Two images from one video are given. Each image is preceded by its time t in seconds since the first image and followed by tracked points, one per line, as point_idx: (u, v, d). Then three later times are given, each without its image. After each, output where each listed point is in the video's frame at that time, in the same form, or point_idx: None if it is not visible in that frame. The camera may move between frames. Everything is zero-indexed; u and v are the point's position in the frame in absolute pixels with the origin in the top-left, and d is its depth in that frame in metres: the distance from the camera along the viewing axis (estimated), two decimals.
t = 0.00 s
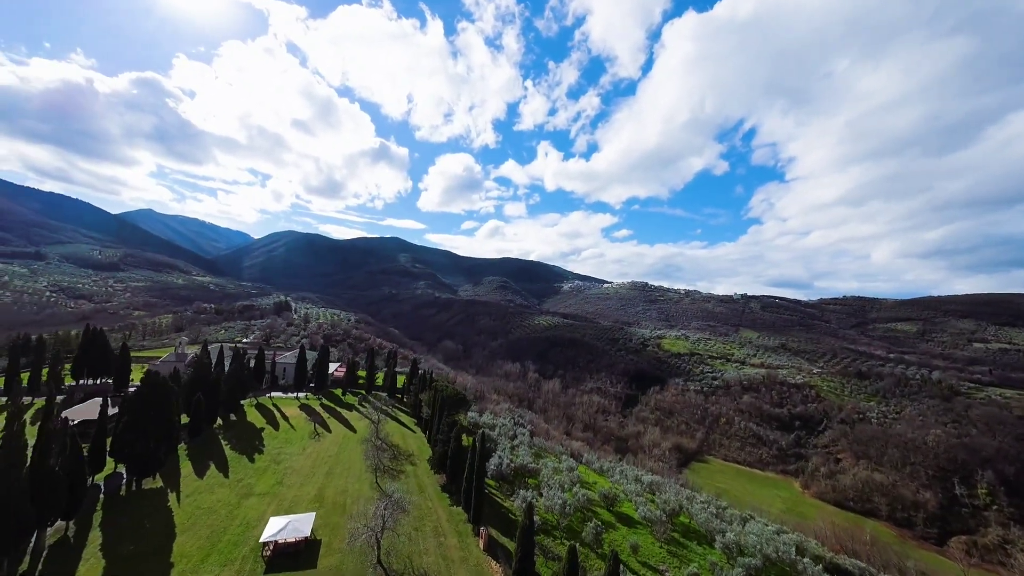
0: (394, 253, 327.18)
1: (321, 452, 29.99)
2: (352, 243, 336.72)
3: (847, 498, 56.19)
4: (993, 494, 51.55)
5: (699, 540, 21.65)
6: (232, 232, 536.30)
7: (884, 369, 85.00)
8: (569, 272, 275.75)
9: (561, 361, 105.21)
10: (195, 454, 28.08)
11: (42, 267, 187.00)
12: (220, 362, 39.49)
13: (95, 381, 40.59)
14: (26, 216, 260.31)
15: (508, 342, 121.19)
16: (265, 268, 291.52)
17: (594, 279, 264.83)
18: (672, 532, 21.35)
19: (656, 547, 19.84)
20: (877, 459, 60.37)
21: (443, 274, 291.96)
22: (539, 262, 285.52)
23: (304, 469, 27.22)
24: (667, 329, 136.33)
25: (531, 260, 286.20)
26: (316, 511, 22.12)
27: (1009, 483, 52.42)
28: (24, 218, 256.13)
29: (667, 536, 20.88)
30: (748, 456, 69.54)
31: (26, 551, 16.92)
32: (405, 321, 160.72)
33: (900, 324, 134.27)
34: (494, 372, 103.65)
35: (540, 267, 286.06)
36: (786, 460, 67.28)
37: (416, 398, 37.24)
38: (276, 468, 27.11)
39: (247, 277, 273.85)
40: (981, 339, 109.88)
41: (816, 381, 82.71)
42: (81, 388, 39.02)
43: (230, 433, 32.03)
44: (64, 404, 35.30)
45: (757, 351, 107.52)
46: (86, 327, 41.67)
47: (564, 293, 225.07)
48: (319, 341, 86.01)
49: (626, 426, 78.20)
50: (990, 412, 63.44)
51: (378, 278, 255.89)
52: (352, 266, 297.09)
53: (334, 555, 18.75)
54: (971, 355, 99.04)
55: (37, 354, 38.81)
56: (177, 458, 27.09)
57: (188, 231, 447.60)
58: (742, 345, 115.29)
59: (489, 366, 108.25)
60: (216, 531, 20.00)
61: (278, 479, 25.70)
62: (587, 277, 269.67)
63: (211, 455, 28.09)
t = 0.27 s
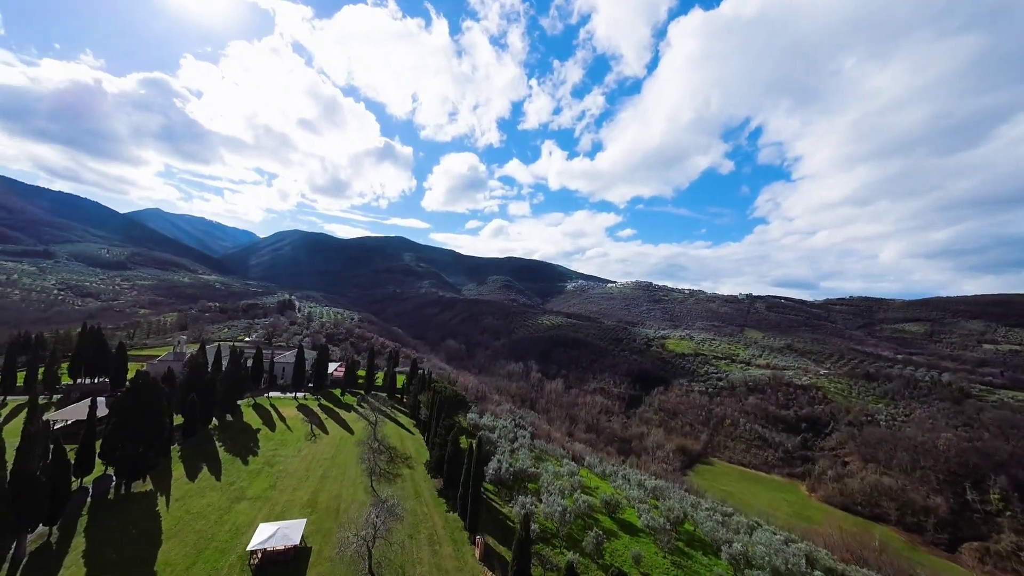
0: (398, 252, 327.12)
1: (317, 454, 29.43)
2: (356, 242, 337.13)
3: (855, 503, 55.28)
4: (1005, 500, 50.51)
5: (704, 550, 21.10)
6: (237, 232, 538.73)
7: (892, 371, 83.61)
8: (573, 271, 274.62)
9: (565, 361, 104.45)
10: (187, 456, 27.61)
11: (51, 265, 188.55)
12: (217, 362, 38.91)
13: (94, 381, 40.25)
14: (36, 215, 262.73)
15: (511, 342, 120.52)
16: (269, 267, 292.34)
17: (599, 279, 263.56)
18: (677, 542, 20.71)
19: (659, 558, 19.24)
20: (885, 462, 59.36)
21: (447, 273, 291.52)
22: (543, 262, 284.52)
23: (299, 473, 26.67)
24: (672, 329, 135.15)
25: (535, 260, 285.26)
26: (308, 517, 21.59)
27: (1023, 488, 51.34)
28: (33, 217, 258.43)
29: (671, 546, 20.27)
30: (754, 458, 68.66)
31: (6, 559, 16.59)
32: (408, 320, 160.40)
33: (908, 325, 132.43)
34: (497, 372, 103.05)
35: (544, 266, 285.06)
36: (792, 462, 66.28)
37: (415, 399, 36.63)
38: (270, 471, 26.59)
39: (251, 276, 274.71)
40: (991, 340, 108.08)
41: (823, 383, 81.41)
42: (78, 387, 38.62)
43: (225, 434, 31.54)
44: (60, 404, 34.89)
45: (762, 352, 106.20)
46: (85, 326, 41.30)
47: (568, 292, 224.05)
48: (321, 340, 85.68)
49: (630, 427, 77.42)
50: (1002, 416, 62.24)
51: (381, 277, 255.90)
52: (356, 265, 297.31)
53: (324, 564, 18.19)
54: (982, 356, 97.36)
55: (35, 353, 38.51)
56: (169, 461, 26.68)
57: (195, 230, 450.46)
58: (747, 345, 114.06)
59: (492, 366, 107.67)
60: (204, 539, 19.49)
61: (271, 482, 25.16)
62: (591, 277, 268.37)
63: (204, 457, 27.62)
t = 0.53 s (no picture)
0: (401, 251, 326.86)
1: (311, 456, 28.81)
2: (360, 241, 337.39)
3: (864, 508, 54.33)
4: (1018, 508, 49.55)
5: (710, 561, 20.53)
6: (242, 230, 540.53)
7: (900, 373, 82.31)
8: (577, 271, 273.44)
9: (567, 361, 103.59)
10: (179, 457, 27.02)
11: (58, 263, 189.62)
12: (214, 362, 38.26)
13: (91, 380, 39.70)
14: (43, 213, 264.27)
15: (514, 341, 119.74)
16: (274, 265, 292.86)
17: (603, 278, 262.26)
18: (681, 555, 20.04)
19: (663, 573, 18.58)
20: (894, 467, 58.40)
21: (450, 272, 290.98)
22: (547, 261, 283.47)
23: (292, 476, 26.10)
24: (676, 329, 133.98)
25: (539, 259, 284.24)
26: (298, 524, 21.01)
27: None
28: (41, 215, 260.26)
29: (676, 558, 19.64)
30: (759, 462, 67.67)
31: None
32: (411, 319, 159.85)
33: (916, 326, 130.65)
34: (499, 372, 102.30)
35: (548, 266, 284.04)
36: (799, 466, 65.23)
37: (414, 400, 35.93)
38: (263, 474, 26.04)
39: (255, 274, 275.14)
40: (1001, 343, 106.37)
41: (831, 385, 80.01)
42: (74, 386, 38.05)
43: (219, 435, 30.93)
44: (55, 403, 34.34)
45: (768, 353, 104.73)
46: (82, 325, 40.71)
47: (572, 292, 222.97)
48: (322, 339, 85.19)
49: (633, 429, 76.52)
50: (1015, 421, 61.17)
51: (385, 276, 255.66)
52: (360, 264, 297.34)
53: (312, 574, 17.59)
54: (992, 359, 95.77)
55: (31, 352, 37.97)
56: (161, 462, 26.16)
57: (201, 229, 452.59)
58: (752, 346, 112.80)
59: (494, 366, 106.94)
60: (190, 548, 18.98)
61: (263, 486, 24.61)
62: (595, 276, 267.05)
63: (196, 459, 27.02)
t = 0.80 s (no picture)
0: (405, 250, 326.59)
1: (306, 459, 28.09)
2: (365, 240, 337.62)
3: (873, 514, 53.24)
4: None
5: (718, 575, 19.78)
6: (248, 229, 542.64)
7: (910, 376, 80.78)
8: (581, 271, 271.97)
9: (570, 361, 102.63)
10: (170, 460, 26.38)
11: (66, 261, 190.77)
12: (209, 362, 37.60)
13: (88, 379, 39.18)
14: (51, 212, 265.99)
15: (517, 341, 118.83)
16: (278, 264, 293.39)
17: (607, 279, 260.83)
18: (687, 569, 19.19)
19: None
20: (904, 472, 57.31)
21: (454, 271, 290.42)
22: (551, 261, 282.31)
23: (285, 480, 25.40)
24: (680, 330, 132.64)
25: (542, 259, 283.10)
26: (287, 532, 20.31)
27: None
28: (50, 214, 262.22)
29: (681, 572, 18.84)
30: (765, 465, 66.54)
31: None
32: (414, 318, 159.28)
33: (925, 328, 128.64)
34: (501, 372, 101.49)
35: (552, 265, 282.85)
36: (806, 470, 64.00)
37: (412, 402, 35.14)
38: (255, 478, 25.36)
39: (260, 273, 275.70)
40: (1013, 345, 104.43)
41: (839, 388, 78.62)
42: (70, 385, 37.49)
43: (213, 437, 30.26)
44: (49, 402, 33.76)
45: (774, 355, 103.27)
46: (77, 323, 40.03)
47: (576, 292, 221.77)
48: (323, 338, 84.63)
49: (636, 431, 75.49)
50: None
51: (389, 275, 255.43)
52: (364, 263, 297.28)
53: None
54: (1004, 361, 93.92)
55: (26, 350, 37.41)
56: (151, 465, 25.48)
57: (207, 227, 454.67)
58: (758, 347, 111.40)
59: (497, 366, 106.10)
60: (175, 559, 18.33)
61: (254, 491, 23.92)
62: (599, 276, 265.59)
63: (187, 462, 26.35)
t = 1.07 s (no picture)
0: (409, 249, 326.18)
1: (300, 462, 27.37)
2: (369, 239, 337.75)
3: (884, 521, 52.20)
4: None
5: None
6: (254, 228, 545.10)
7: (920, 378, 79.25)
8: (585, 270, 270.60)
9: (574, 362, 101.68)
10: (161, 462, 25.72)
11: (73, 260, 192.01)
12: (206, 361, 37.05)
13: (85, 377, 38.79)
14: (60, 211, 268.10)
15: (520, 341, 117.87)
16: (283, 263, 294.01)
17: (611, 278, 259.43)
18: None
19: None
20: (916, 478, 56.18)
21: (458, 270, 289.89)
22: (556, 261, 281.08)
23: (277, 484, 24.67)
24: (685, 330, 131.23)
25: (547, 258, 281.94)
26: (275, 540, 19.61)
27: None
28: (58, 212, 264.26)
29: None
30: (771, 469, 65.44)
31: None
32: (417, 317, 158.83)
33: (936, 329, 126.51)
34: (504, 372, 100.75)
35: (556, 265, 281.68)
36: (814, 474, 62.82)
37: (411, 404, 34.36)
38: (247, 482, 24.63)
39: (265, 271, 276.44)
40: None
41: (847, 390, 77.21)
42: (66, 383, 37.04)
43: (206, 438, 29.63)
44: (44, 401, 33.33)
45: (781, 356, 101.75)
46: (73, 320, 39.57)
47: (580, 292, 220.47)
48: (325, 337, 84.07)
49: (640, 433, 74.52)
50: None
51: (393, 275, 255.26)
52: (368, 262, 297.32)
53: None
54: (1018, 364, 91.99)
55: (22, 348, 36.99)
56: (141, 468, 24.83)
57: (213, 226, 456.93)
58: (764, 348, 109.98)
59: (500, 366, 105.35)
60: (158, 569, 17.67)
61: (245, 496, 23.19)
62: (603, 276, 264.14)
63: (178, 465, 25.67)
